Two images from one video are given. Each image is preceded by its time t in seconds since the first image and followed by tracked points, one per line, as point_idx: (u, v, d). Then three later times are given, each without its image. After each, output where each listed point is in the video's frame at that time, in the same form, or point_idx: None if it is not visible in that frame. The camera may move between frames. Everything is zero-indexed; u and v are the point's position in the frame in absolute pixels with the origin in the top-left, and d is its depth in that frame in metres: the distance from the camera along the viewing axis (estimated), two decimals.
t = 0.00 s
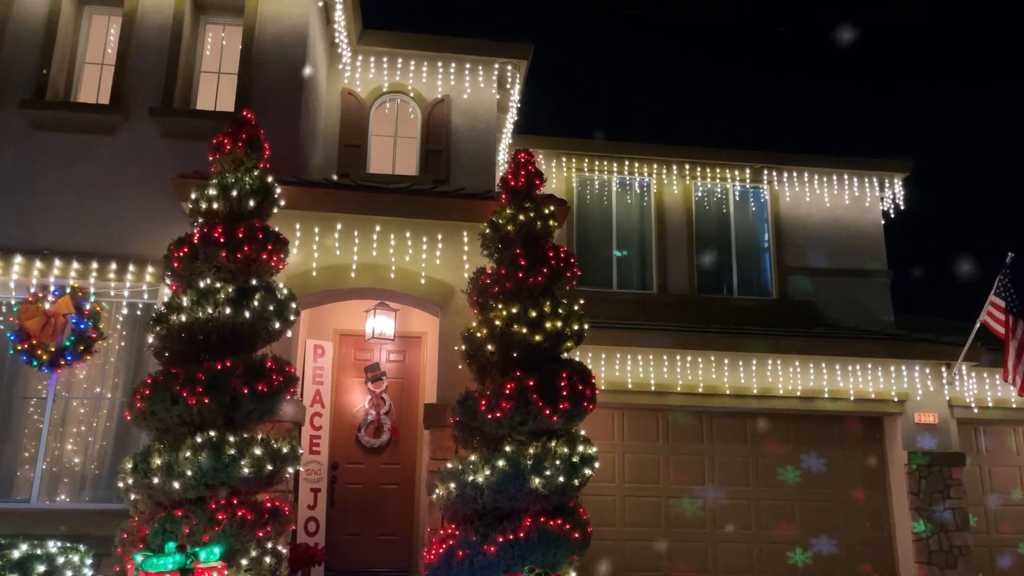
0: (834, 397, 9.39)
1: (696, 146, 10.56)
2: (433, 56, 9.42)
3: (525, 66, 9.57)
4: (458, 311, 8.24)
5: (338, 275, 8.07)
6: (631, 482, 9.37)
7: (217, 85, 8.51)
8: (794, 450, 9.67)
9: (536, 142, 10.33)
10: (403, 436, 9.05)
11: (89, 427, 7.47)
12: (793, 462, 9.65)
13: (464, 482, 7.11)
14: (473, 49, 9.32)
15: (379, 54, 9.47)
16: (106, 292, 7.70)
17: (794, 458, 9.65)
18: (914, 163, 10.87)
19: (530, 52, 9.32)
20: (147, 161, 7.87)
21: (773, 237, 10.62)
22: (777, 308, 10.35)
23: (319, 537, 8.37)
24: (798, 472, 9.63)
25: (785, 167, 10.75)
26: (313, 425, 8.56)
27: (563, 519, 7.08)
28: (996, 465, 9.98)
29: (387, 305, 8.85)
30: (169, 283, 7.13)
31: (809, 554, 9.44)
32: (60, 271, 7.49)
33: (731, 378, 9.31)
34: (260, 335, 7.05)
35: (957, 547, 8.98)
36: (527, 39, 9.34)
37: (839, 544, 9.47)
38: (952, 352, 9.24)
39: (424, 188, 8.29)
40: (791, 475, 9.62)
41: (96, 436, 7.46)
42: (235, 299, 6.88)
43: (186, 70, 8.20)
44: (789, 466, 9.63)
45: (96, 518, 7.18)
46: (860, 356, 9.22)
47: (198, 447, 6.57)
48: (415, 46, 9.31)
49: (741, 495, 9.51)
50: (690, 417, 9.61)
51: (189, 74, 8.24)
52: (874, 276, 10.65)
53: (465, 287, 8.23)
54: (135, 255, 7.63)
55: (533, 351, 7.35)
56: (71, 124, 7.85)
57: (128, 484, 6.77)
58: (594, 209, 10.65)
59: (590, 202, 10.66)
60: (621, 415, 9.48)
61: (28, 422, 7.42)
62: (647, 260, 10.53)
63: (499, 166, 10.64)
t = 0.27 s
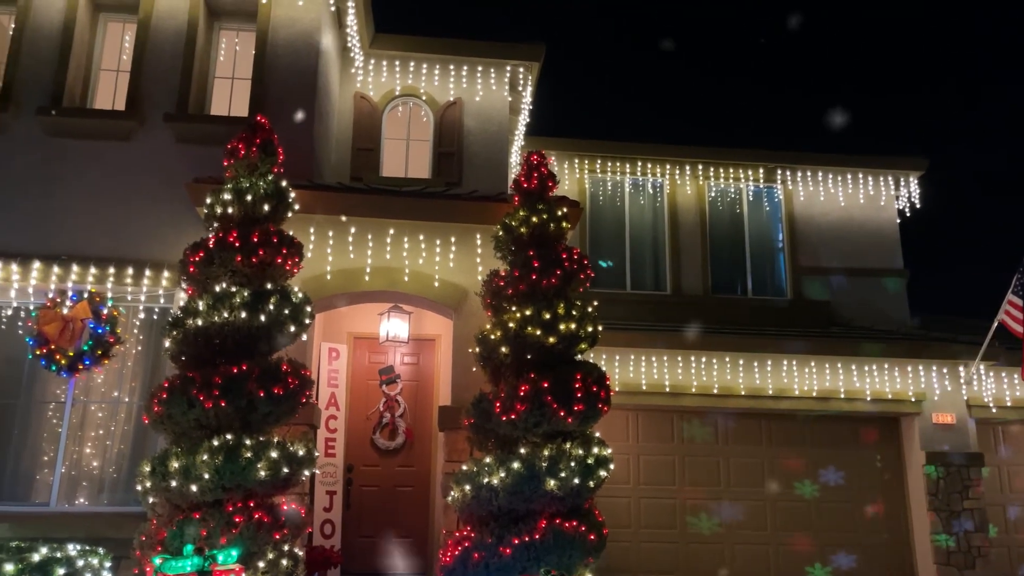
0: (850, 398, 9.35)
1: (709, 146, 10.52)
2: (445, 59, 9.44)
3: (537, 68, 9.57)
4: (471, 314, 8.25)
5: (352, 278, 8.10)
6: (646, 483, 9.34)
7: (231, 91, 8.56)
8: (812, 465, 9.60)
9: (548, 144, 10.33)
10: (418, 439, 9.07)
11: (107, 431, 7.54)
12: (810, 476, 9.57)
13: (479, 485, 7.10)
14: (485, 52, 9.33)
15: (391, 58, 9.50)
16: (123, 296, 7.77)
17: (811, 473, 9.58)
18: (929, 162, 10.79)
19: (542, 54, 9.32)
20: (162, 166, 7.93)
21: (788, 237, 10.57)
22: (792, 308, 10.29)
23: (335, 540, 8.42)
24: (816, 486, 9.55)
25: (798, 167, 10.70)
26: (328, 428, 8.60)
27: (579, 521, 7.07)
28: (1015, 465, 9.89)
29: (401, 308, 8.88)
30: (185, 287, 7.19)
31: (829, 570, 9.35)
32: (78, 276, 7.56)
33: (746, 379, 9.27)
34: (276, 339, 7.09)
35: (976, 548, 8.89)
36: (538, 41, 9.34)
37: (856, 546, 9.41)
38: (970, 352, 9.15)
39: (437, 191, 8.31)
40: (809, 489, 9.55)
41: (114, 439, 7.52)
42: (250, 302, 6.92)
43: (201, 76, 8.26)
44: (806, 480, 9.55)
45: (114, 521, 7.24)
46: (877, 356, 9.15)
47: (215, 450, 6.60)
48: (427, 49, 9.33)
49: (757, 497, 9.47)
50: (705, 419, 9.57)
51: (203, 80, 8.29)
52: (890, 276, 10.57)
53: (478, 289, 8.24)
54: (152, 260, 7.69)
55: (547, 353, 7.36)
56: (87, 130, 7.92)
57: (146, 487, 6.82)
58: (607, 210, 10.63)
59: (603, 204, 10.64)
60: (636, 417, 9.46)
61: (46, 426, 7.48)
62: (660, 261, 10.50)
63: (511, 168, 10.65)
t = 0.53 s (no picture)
0: (869, 398, 9.27)
1: (724, 146, 10.48)
2: (459, 62, 9.46)
3: (551, 70, 9.56)
4: (488, 316, 8.27)
5: (369, 282, 8.12)
6: (664, 485, 9.32)
7: (247, 96, 8.62)
8: (834, 478, 9.52)
9: (563, 146, 10.33)
10: (435, 441, 9.08)
11: (128, 435, 7.61)
12: (831, 490, 9.50)
13: (496, 487, 7.10)
14: (499, 54, 9.33)
15: (405, 62, 9.53)
16: (142, 302, 7.84)
17: (832, 485, 9.51)
18: (948, 160, 10.69)
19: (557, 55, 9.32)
20: (181, 172, 7.99)
21: (805, 237, 10.51)
22: (810, 308, 10.23)
23: (353, 542, 8.45)
24: (838, 501, 9.48)
25: (815, 166, 10.63)
26: (346, 431, 8.62)
27: (597, 523, 7.05)
28: None
29: (417, 311, 8.91)
30: (204, 292, 7.25)
31: None
32: (98, 282, 7.64)
33: (764, 380, 9.22)
34: (294, 343, 7.13)
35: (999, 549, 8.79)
36: (552, 43, 9.34)
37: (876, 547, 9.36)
38: (991, 351, 9.05)
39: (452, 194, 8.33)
40: (830, 503, 9.48)
41: (135, 443, 7.59)
42: (269, 306, 6.97)
43: (217, 82, 8.32)
44: (827, 494, 9.48)
45: (136, 524, 7.30)
46: (896, 356, 9.07)
47: (234, 453, 6.64)
48: (441, 52, 9.36)
49: (776, 498, 9.42)
50: (722, 420, 9.54)
51: (220, 86, 8.36)
52: (909, 275, 10.47)
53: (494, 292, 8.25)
54: (171, 265, 7.76)
55: (564, 355, 7.36)
56: (106, 137, 8.00)
57: (167, 491, 6.87)
58: (623, 211, 10.61)
59: (619, 205, 10.62)
60: (653, 418, 9.44)
61: (68, 430, 7.56)
62: (676, 261, 10.46)
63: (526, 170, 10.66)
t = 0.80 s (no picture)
0: (891, 399, 9.18)
1: (742, 145, 10.43)
2: (475, 65, 9.48)
3: (567, 72, 9.55)
4: (505, 318, 8.27)
5: (387, 285, 8.14)
6: (683, 487, 9.27)
7: (265, 102, 8.68)
8: (857, 492, 9.40)
9: (579, 147, 10.32)
10: (453, 444, 9.10)
11: (150, 438, 7.68)
12: (853, 491, 9.40)
13: (515, 489, 7.09)
14: (515, 56, 9.33)
15: (421, 65, 9.56)
16: (163, 306, 7.91)
17: (854, 485, 9.41)
18: (969, 157, 10.57)
19: (572, 57, 9.31)
20: (200, 178, 8.05)
21: (823, 236, 10.43)
22: (830, 308, 10.15)
23: (373, 545, 8.49)
24: (862, 515, 9.36)
25: (834, 165, 10.55)
26: (365, 433, 8.65)
27: (616, 525, 7.03)
28: None
29: (434, 313, 8.94)
30: (223, 296, 7.31)
31: None
32: (120, 287, 7.71)
33: (784, 381, 9.17)
34: (313, 346, 7.17)
35: None
36: (568, 45, 9.33)
37: (899, 548, 9.26)
38: (1015, 350, 8.93)
39: (469, 197, 8.34)
40: (855, 517, 9.36)
41: (156, 447, 7.67)
42: (288, 310, 7.02)
43: (235, 88, 8.38)
44: (851, 508, 9.36)
45: (159, 527, 7.37)
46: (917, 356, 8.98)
47: (255, 457, 6.68)
48: (457, 56, 9.38)
49: (797, 499, 9.35)
50: (741, 421, 9.47)
51: (238, 92, 8.41)
52: (930, 274, 10.36)
53: (512, 294, 8.24)
54: (191, 270, 7.82)
55: (582, 357, 7.34)
56: (127, 144, 8.08)
57: (188, 494, 6.92)
58: (639, 212, 10.58)
59: (635, 206, 10.60)
60: (672, 419, 9.39)
61: (91, 434, 7.64)
62: (694, 262, 10.41)
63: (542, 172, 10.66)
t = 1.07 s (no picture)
0: (913, 399, 9.08)
1: (760, 145, 10.36)
2: (491, 68, 9.49)
3: (583, 73, 9.53)
4: (523, 321, 8.27)
5: (405, 288, 8.16)
6: (704, 489, 9.22)
7: (283, 107, 8.73)
8: (880, 501, 9.27)
9: (596, 149, 10.30)
10: (472, 446, 9.09)
11: (172, 442, 7.75)
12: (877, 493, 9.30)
13: (535, 492, 7.09)
14: (531, 59, 9.33)
15: (437, 69, 9.58)
16: (183, 311, 7.97)
17: (877, 487, 9.31)
18: (991, 154, 10.43)
19: (589, 58, 9.29)
20: (219, 183, 8.11)
21: (844, 236, 10.33)
22: (850, 308, 10.05)
23: (393, 548, 8.55)
24: (887, 532, 9.20)
25: (854, 164, 10.45)
26: (384, 436, 8.76)
27: (636, 527, 7.00)
28: None
29: (452, 315, 8.93)
30: (243, 300, 7.36)
31: None
32: (141, 292, 7.77)
33: (804, 382, 9.11)
34: (332, 349, 7.20)
35: None
36: (584, 46, 9.31)
37: (923, 550, 9.15)
38: None
39: (486, 199, 8.35)
40: (879, 533, 9.20)
41: (178, 450, 7.73)
42: (307, 314, 7.05)
43: (254, 93, 8.44)
44: (876, 524, 9.21)
45: (182, 530, 7.41)
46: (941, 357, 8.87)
47: (275, 460, 6.73)
48: (473, 59, 9.38)
49: (819, 502, 9.26)
50: (762, 423, 9.41)
51: (256, 97, 8.47)
52: (952, 273, 10.24)
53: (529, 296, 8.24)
54: (211, 274, 7.88)
55: (600, 359, 7.32)
56: (147, 150, 8.15)
57: (210, 497, 6.97)
58: (657, 213, 10.55)
59: (653, 207, 10.56)
60: (691, 421, 9.34)
61: (114, 438, 7.71)
62: (712, 263, 10.36)
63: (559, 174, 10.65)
